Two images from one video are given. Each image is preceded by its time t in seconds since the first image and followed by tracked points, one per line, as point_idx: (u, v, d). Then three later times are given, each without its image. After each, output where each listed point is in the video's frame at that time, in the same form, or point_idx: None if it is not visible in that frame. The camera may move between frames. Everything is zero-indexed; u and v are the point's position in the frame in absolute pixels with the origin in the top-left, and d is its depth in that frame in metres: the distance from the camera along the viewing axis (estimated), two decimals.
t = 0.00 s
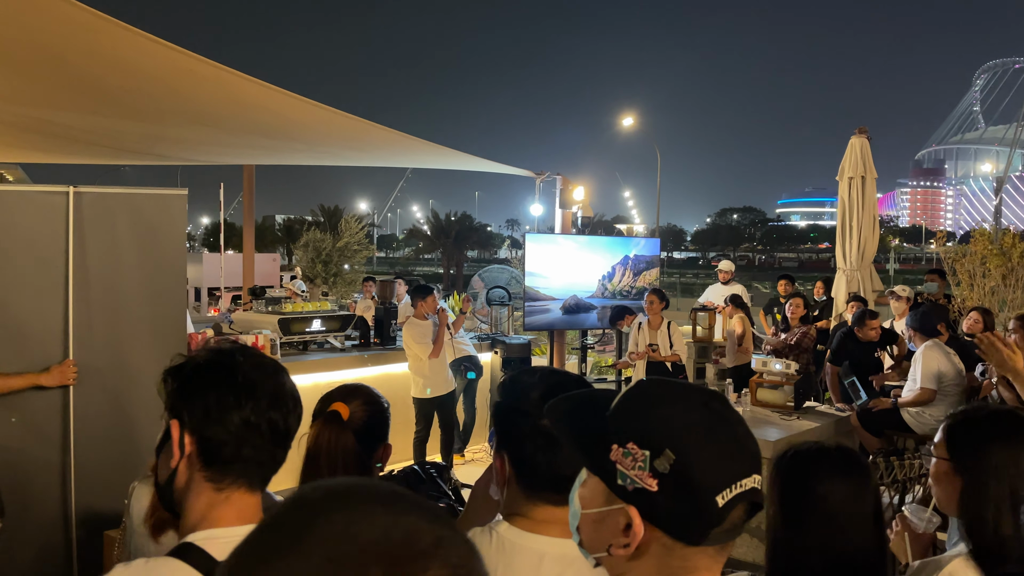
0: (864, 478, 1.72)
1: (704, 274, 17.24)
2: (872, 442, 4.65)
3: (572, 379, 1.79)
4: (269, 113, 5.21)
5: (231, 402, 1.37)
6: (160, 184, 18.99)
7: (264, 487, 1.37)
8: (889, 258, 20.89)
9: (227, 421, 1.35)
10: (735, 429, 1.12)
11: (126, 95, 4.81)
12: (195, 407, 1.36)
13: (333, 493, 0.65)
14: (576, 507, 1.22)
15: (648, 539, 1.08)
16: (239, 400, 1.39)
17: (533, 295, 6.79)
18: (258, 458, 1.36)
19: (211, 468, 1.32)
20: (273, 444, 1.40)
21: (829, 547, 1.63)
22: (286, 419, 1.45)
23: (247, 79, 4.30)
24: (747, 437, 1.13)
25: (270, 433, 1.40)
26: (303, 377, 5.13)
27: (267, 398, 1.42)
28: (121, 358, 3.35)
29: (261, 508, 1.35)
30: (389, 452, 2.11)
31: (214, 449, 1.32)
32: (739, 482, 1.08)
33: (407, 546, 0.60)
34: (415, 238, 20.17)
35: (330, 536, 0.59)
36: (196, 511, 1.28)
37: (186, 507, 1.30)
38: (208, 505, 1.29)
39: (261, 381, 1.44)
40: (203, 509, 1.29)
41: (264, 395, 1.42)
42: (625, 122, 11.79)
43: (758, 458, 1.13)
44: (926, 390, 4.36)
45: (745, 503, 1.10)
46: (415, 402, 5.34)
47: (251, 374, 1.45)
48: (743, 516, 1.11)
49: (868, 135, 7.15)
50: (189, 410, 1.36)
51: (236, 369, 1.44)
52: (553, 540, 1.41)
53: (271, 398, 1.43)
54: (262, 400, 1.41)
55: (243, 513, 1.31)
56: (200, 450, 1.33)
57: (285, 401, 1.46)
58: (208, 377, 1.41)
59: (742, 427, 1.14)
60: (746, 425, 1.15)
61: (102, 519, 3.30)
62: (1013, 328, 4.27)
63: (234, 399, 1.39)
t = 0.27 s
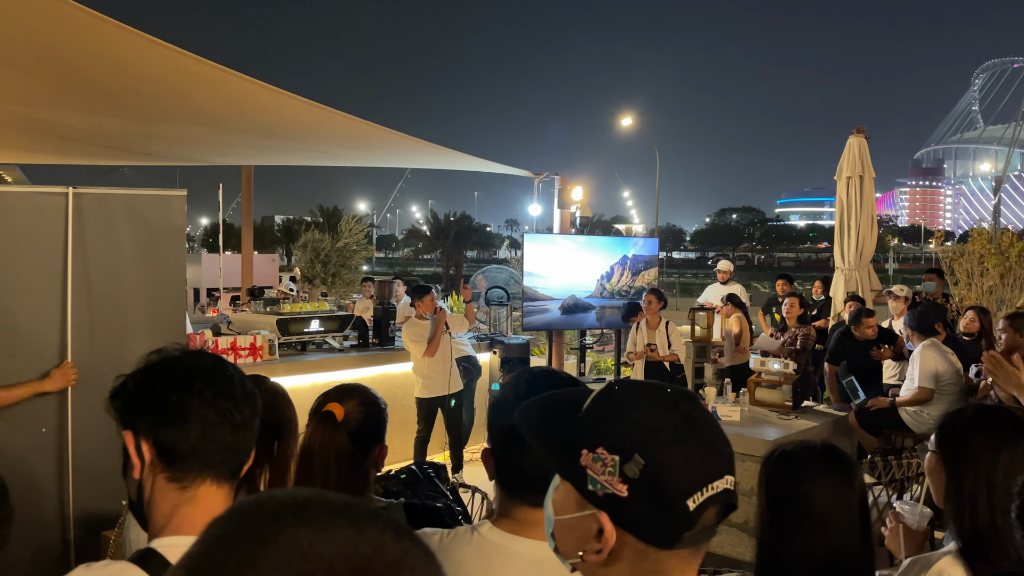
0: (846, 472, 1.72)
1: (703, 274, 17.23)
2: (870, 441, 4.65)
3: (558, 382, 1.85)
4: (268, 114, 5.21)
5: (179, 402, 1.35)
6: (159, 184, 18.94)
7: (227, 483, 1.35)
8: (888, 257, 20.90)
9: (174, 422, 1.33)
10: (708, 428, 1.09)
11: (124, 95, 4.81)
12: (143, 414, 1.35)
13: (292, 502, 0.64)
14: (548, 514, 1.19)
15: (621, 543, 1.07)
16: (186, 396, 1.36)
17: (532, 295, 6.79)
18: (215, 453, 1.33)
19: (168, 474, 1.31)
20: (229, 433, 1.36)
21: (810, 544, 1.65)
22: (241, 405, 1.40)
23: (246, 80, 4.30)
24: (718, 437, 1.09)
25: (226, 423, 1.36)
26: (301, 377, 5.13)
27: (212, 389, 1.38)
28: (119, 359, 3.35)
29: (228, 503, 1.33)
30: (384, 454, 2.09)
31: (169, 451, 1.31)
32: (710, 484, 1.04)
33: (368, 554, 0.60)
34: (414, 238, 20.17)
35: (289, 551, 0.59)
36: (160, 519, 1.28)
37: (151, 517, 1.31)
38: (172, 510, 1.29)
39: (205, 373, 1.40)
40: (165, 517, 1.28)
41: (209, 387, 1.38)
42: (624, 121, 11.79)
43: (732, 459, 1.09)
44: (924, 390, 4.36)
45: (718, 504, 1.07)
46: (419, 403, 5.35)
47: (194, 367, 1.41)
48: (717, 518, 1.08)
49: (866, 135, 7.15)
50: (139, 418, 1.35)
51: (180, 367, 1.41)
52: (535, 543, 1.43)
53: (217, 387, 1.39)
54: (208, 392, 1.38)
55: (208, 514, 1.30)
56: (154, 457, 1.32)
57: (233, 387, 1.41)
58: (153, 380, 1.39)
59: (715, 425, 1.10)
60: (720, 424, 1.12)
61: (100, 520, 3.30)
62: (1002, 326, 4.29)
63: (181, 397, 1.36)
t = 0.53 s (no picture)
0: (834, 470, 1.73)
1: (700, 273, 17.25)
2: (865, 439, 4.66)
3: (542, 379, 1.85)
4: (264, 112, 5.20)
5: (142, 405, 1.34)
6: (154, 182, 18.87)
7: (199, 481, 1.34)
8: (883, 256, 20.96)
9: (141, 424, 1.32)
10: (664, 424, 1.09)
11: (119, 93, 4.80)
12: (107, 420, 1.34)
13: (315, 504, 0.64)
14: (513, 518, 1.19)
15: (581, 544, 1.06)
16: (149, 399, 1.35)
17: (527, 294, 6.79)
18: (184, 452, 1.33)
19: (137, 477, 1.30)
20: (198, 431, 1.36)
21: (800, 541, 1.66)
22: (207, 403, 1.40)
23: (242, 79, 4.30)
24: (673, 434, 1.09)
25: (192, 423, 1.36)
26: (297, 376, 5.13)
27: (176, 389, 1.38)
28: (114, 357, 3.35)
29: (201, 502, 1.32)
30: (378, 451, 2.09)
31: (137, 455, 1.30)
32: (666, 481, 1.04)
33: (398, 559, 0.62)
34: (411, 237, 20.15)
35: (326, 547, 0.59)
36: (135, 523, 1.27)
37: (124, 523, 1.29)
38: (145, 513, 1.28)
39: (167, 373, 1.40)
40: (139, 520, 1.27)
41: (173, 388, 1.38)
42: (620, 120, 11.80)
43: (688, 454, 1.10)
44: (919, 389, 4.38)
45: (677, 500, 1.07)
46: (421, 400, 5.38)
47: (156, 369, 1.40)
48: (677, 515, 1.08)
49: (861, 134, 7.17)
50: (104, 425, 1.34)
51: (141, 369, 1.40)
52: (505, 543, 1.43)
53: (181, 388, 1.39)
54: (171, 392, 1.37)
55: (183, 514, 1.29)
56: (123, 462, 1.31)
57: (198, 386, 1.41)
58: (115, 385, 1.38)
59: (670, 421, 1.11)
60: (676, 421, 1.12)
61: (95, 520, 3.29)
62: (993, 325, 4.31)
63: (145, 400, 1.35)
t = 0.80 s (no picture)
0: (828, 466, 1.73)
1: (695, 271, 17.28)
2: (858, 437, 4.68)
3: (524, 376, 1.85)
4: (258, 110, 5.18)
5: (131, 401, 1.34)
6: (147, 180, 18.79)
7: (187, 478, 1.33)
8: (876, 254, 21.04)
9: (131, 421, 1.32)
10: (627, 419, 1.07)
11: (111, 91, 4.76)
12: (96, 416, 1.33)
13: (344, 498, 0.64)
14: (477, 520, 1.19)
15: (541, 543, 1.05)
16: (138, 395, 1.34)
17: (522, 292, 6.79)
18: (174, 449, 1.33)
19: (126, 474, 1.30)
20: (187, 428, 1.35)
21: (788, 536, 1.67)
22: (196, 400, 1.39)
23: (235, 75, 4.27)
24: (631, 431, 1.06)
25: (182, 419, 1.35)
26: (291, 374, 5.12)
27: (165, 384, 1.37)
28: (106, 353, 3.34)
29: (189, 498, 1.32)
30: (371, 448, 2.08)
31: (126, 451, 1.30)
32: (625, 477, 1.03)
33: (417, 547, 0.61)
34: (405, 235, 20.09)
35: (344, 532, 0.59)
36: (123, 519, 1.27)
37: (113, 518, 1.29)
38: (133, 509, 1.28)
39: (157, 369, 1.39)
40: (128, 517, 1.27)
41: (162, 384, 1.37)
42: (615, 118, 11.80)
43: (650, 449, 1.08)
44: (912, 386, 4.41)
45: (637, 496, 1.05)
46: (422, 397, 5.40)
47: (145, 364, 1.39)
48: (637, 511, 1.07)
49: (855, 132, 7.19)
50: (92, 421, 1.33)
51: (129, 365, 1.39)
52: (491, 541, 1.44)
53: (170, 384, 1.38)
54: (160, 388, 1.36)
55: (170, 511, 1.28)
56: (112, 459, 1.31)
57: (188, 382, 1.40)
58: (105, 381, 1.37)
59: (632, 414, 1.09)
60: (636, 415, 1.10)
61: (88, 517, 3.28)
62: (984, 323, 4.34)
63: (134, 396, 1.34)
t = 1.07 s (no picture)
0: (823, 466, 1.73)
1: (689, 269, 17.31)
2: (852, 435, 4.70)
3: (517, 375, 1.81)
4: (252, 107, 5.16)
5: (124, 398, 1.32)
6: (140, 177, 18.68)
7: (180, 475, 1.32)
8: (870, 253, 21.12)
9: (124, 419, 1.30)
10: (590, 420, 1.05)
11: (104, 88, 4.73)
12: (89, 412, 1.31)
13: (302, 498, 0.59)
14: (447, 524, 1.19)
15: (504, 546, 1.03)
16: (132, 392, 1.33)
17: (517, 290, 6.78)
18: (167, 446, 1.32)
19: (119, 470, 1.29)
20: (180, 426, 1.34)
21: (785, 536, 1.68)
22: (190, 398, 1.38)
23: (229, 73, 4.25)
24: (594, 434, 1.04)
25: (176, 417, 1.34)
26: (285, 372, 5.10)
27: (159, 382, 1.35)
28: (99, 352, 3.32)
29: (183, 494, 1.31)
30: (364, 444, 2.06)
31: (120, 448, 1.29)
32: (587, 480, 1.01)
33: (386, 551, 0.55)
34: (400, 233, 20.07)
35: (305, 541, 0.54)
36: (115, 515, 1.26)
37: (105, 514, 1.28)
38: (125, 506, 1.27)
39: (150, 366, 1.37)
40: (120, 513, 1.26)
41: (156, 381, 1.36)
42: (609, 117, 11.80)
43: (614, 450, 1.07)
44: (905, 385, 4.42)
45: (601, 498, 1.04)
46: (421, 396, 5.39)
47: (138, 361, 1.38)
48: (602, 513, 1.05)
49: (849, 131, 7.22)
50: (86, 417, 1.32)
51: (122, 361, 1.37)
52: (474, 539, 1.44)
53: (164, 381, 1.36)
54: (154, 385, 1.35)
55: (163, 508, 1.28)
56: (105, 455, 1.29)
57: (181, 380, 1.38)
58: (99, 377, 1.35)
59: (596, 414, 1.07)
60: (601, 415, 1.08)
61: (82, 516, 3.26)
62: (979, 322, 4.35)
63: (127, 393, 1.33)
